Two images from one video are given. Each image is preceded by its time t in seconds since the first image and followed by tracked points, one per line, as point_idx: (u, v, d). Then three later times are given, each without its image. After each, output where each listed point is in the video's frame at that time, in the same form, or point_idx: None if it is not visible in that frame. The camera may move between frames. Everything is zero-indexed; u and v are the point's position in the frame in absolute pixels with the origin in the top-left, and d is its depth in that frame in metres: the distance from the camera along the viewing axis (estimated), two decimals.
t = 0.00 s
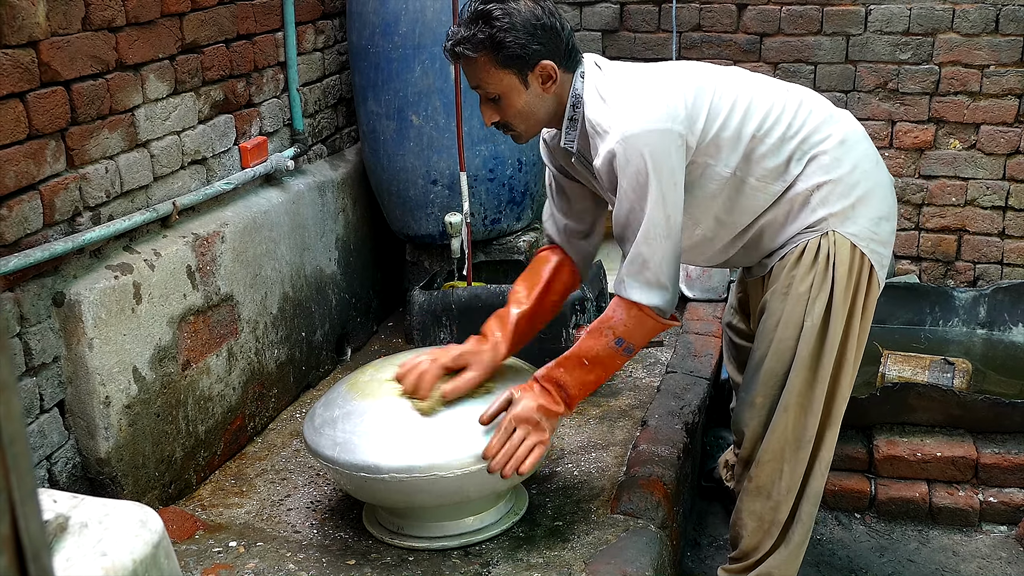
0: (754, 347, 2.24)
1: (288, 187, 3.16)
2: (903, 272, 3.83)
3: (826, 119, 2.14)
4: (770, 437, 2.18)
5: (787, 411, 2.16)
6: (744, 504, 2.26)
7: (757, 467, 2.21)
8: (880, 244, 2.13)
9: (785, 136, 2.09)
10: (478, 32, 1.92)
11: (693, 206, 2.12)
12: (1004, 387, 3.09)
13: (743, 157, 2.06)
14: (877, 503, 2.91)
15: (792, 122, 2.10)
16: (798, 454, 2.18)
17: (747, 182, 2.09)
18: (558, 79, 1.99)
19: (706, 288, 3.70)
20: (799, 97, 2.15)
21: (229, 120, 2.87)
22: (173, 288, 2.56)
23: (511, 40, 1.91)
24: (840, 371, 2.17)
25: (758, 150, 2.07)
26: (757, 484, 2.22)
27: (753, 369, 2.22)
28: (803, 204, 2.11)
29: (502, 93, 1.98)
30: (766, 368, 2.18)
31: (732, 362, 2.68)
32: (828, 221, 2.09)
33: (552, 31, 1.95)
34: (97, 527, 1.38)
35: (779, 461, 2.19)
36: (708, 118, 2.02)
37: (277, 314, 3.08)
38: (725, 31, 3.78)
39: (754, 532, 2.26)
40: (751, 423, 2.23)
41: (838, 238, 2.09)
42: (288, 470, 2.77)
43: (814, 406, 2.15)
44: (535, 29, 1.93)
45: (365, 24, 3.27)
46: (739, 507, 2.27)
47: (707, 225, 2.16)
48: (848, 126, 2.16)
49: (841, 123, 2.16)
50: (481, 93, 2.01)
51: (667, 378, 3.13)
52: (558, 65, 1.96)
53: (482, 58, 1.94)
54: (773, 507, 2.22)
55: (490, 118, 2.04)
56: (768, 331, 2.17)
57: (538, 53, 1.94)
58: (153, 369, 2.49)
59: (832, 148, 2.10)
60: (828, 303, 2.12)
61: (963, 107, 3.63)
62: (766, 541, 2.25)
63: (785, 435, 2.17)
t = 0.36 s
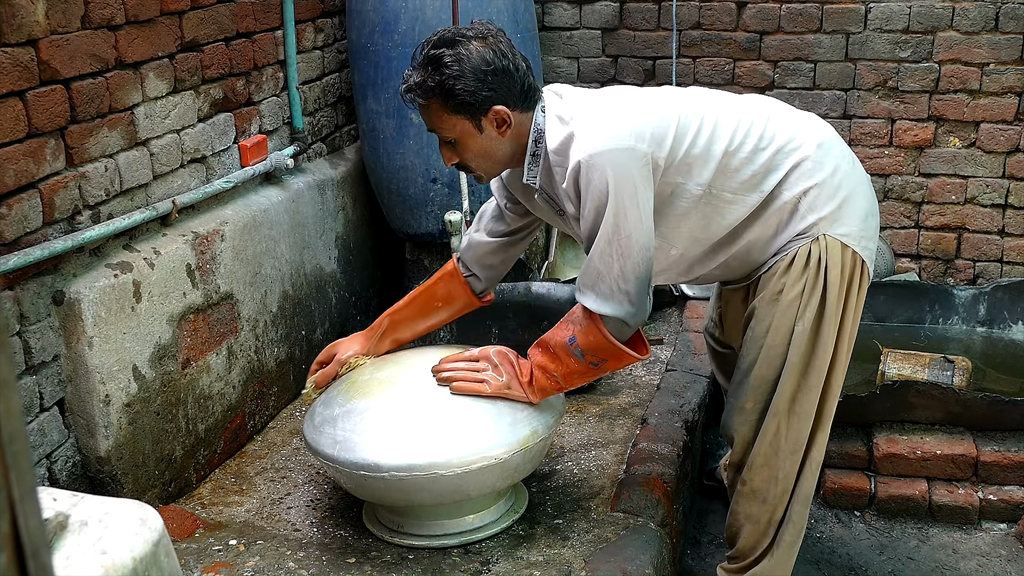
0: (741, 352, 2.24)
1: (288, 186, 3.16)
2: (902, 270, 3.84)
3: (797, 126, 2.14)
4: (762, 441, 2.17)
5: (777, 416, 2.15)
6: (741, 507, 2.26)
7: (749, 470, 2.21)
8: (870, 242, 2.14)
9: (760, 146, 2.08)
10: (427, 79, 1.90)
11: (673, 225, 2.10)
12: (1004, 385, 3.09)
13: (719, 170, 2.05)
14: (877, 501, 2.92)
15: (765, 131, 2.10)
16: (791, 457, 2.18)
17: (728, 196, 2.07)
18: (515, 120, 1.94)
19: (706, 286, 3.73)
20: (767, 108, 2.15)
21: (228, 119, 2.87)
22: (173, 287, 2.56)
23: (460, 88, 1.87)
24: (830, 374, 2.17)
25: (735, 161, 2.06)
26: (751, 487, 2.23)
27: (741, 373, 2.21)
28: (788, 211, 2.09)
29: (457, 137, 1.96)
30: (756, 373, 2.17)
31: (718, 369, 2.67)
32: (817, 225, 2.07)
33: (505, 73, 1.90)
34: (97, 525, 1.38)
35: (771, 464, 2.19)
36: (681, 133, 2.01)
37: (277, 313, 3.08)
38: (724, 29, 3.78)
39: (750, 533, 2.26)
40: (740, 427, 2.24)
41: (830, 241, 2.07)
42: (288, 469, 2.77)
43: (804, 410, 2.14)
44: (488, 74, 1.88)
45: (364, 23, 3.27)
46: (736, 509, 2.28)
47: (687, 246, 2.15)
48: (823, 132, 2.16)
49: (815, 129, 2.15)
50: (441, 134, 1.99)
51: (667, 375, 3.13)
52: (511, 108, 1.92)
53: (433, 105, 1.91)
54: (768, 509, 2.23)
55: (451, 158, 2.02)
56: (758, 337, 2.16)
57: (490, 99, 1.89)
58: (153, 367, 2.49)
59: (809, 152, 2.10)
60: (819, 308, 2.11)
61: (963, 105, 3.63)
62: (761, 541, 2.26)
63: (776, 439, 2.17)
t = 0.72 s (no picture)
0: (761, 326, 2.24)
1: (286, 183, 3.15)
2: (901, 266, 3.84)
3: (831, 105, 2.17)
4: (778, 417, 2.17)
5: (796, 390, 2.15)
6: (750, 488, 2.25)
7: (762, 449, 2.21)
8: (888, 223, 2.16)
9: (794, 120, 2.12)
10: (507, 41, 1.91)
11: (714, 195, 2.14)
12: (1001, 380, 3.09)
13: (760, 142, 2.09)
14: (875, 497, 2.92)
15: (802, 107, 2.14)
16: (805, 435, 2.18)
17: (767, 168, 2.12)
18: (585, 85, 1.99)
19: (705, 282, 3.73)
20: (805, 86, 2.19)
21: (226, 116, 2.87)
22: (171, 284, 2.56)
23: (541, 47, 1.90)
24: (846, 350, 2.17)
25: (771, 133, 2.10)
26: (762, 466, 2.22)
27: (761, 348, 2.21)
28: (813, 184, 2.12)
29: (531, 103, 1.97)
30: (775, 348, 2.17)
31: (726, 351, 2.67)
32: (838, 201, 2.10)
33: (577, 40, 1.96)
34: (95, 523, 1.37)
35: (784, 442, 2.19)
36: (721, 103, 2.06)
37: (275, 310, 3.08)
38: (722, 25, 3.77)
39: (760, 517, 2.24)
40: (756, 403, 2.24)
41: (848, 217, 2.10)
42: (286, 466, 2.77)
43: (821, 385, 2.14)
44: (563, 38, 1.93)
45: (362, 19, 3.26)
46: (744, 492, 2.27)
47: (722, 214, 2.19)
48: (854, 110, 2.19)
49: (847, 108, 2.19)
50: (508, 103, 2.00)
51: (665, 372, 3.13)
52: (585, 73, 1.98)
53: (512, 67, 1.92)
54: (779, 491, 2.22)
55: (517, 128, 2.03)
56: (779, 310, 2.17)
57: (566, 60, 1.93)
58: (150, 365, 2.49)
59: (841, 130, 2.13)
60: (838, 281, 2.12)
61: (961, 101, 3.63)
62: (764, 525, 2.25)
63: (791, 415, 2.17)
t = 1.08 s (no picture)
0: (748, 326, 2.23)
1: (281, 178, 3.15)
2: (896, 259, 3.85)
3: (814, 103, 2.15)
4: (768, 418, 2.17)
5: (784, 391, 2.15)
6: (743, 487, 2.26)
7: (754, 448, 2.21)
8: (875, 221, 2.13)
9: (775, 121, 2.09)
10: (466, 50, 1.94)
11: (695, 198, 2.12)
12: (999, 373, 3.10)
13: (740, 141, 2.08)
14: (871, 490, 2.92)
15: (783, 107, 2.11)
16: (796, 434, 2.18)
17: (747, 168, 2.10)
18: (547, 91, 1.99)
19: (701, 276, 3.73)
20: (787, 85, 2.16)
21: (221, 111, 2.86)
22: (167, 280, 2.55)
23: (499, 55, 1.92)
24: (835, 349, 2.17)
25: (751, 135, 2.08)
26: (754, 466, 2.23)
27: (748, 348, 2.21)
28: (798, 184, 2.10)
29: (493, 108, 1.99)
30: (762, 348, 2.16)
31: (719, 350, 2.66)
32: (824, 201, 2.08)
33: (540, 46, 1.96)
34: (90, 518, 1.37)
35: (776, 441, 2.19)
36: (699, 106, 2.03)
37: (271, 305, 3.08)
38: (718, 19, 3.77)
39: (756, 516, 2.25)
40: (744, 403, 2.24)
41: (835, 217, 2.08)
42: (283, 461, 2.77)
43: (811, 385, 2.14)
44: (524, 45, 1.94)
45: (357, 14, 3.26)
46: (737, 491, 2.28)
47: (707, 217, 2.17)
48: (838, 109, 2.17)
49: (833, 107, 2.16)
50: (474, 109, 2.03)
51: (661, 366, 3.13)
52: (546, 79, 1.97)
53: (472, 75, 1.95)
54: (771, 490, 2.22)
55: (484, 133, 2.05)
56: (765, 310, 2.16)
57: (525, 67, 1.94)
58: (147, 361, 2.49)
59: (823, 129, 2.10)
60: (827, 280, 2.11)
61: (956, 94, 3.63)
62: (761, 525, 2.26)
63: (782, 415, 2.17)
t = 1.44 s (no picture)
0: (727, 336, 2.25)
1: (278, 175, 3.15)
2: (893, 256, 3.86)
3: (784, 107, 2.13)
4: (744, 427, 2.19)
5: (760, 400, 2.16)
6: (727, 492, 2.27)
7: (733, 456, 2.23)
8: (853, 229, 2.10)
9: (745, 124, 2.08)
10: (427, 50, 1.99)
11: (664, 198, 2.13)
12: (996, 370, 3.09)
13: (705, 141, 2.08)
14: (868, 487, 2.93)
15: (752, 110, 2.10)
16: (776, 443, 2.18)
17: (714, 170, 2.10)
18: (507, 89, 2.00)
19: (698, 273, 3.74)
20: (758, 87, 2.15)
21: (218, 108, 2.86)
22: (164, 277, 2.55)
23: (454, 56, 1.95)
24: (813, 361, 2.17)
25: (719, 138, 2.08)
26: (735, 472, 2.24)
27: (725, 359, 2.22)
28: (767, 189, 2.10)
29: (454, 105, 2.03)
30: (738, 359, 2.18)
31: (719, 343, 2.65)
32: (794, 208, 2.07)
33: (498, 46, 1.97)
34: (88, 516, 1.37)
35: (755, 449, 2.20)
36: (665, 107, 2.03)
37: (268, 303, 3.07)
38: (714, 16, 3.78)
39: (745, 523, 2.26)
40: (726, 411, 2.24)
41: (806, 225, 2.06)
42: (280, 459, 2.77)
43: (787, 395, 2.15)
44: (481, 46, 1.96)
45: (353, 11, 3.26)
46: (722, 496, 2.29)
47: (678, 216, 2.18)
48: (813, 115, 2.15)
49: (807, 113, 2.15)
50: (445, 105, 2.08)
51: (658, 363, 3.14)
52: (503, 79, 1.98)
53: (431, 74, 2.00)
54: (755, 496, 2.23)
55: (455, 129, 2.10)
56: (740, 322, 2.16)
57: (479, 67, 1.96)
58: (144, 358, 2.49)
59: (793, 133, 2.09)
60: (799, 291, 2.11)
61: (952, 90, 3.63)
62: (749, 528, 2.27)
63: (760, 424, 2.18)
